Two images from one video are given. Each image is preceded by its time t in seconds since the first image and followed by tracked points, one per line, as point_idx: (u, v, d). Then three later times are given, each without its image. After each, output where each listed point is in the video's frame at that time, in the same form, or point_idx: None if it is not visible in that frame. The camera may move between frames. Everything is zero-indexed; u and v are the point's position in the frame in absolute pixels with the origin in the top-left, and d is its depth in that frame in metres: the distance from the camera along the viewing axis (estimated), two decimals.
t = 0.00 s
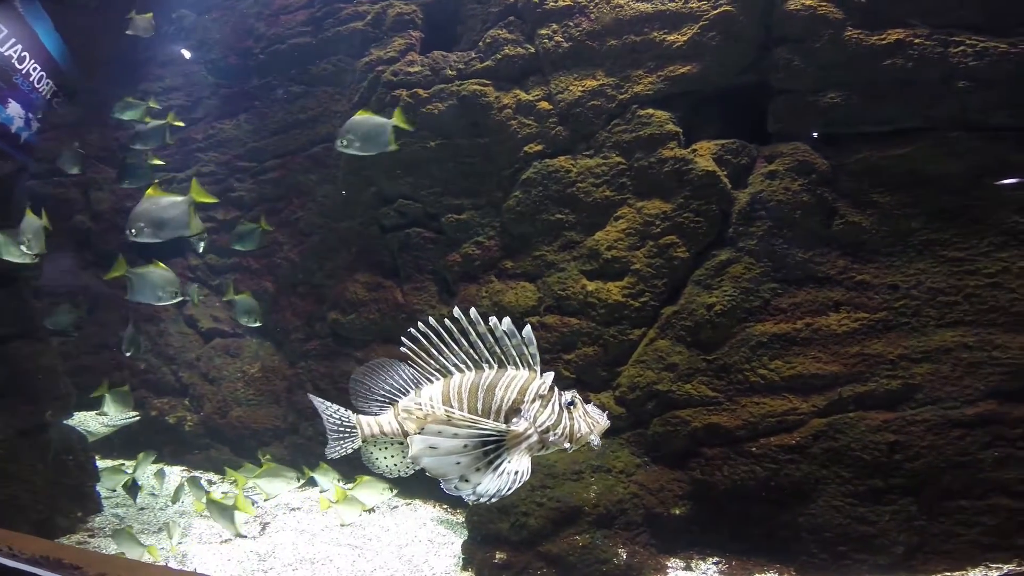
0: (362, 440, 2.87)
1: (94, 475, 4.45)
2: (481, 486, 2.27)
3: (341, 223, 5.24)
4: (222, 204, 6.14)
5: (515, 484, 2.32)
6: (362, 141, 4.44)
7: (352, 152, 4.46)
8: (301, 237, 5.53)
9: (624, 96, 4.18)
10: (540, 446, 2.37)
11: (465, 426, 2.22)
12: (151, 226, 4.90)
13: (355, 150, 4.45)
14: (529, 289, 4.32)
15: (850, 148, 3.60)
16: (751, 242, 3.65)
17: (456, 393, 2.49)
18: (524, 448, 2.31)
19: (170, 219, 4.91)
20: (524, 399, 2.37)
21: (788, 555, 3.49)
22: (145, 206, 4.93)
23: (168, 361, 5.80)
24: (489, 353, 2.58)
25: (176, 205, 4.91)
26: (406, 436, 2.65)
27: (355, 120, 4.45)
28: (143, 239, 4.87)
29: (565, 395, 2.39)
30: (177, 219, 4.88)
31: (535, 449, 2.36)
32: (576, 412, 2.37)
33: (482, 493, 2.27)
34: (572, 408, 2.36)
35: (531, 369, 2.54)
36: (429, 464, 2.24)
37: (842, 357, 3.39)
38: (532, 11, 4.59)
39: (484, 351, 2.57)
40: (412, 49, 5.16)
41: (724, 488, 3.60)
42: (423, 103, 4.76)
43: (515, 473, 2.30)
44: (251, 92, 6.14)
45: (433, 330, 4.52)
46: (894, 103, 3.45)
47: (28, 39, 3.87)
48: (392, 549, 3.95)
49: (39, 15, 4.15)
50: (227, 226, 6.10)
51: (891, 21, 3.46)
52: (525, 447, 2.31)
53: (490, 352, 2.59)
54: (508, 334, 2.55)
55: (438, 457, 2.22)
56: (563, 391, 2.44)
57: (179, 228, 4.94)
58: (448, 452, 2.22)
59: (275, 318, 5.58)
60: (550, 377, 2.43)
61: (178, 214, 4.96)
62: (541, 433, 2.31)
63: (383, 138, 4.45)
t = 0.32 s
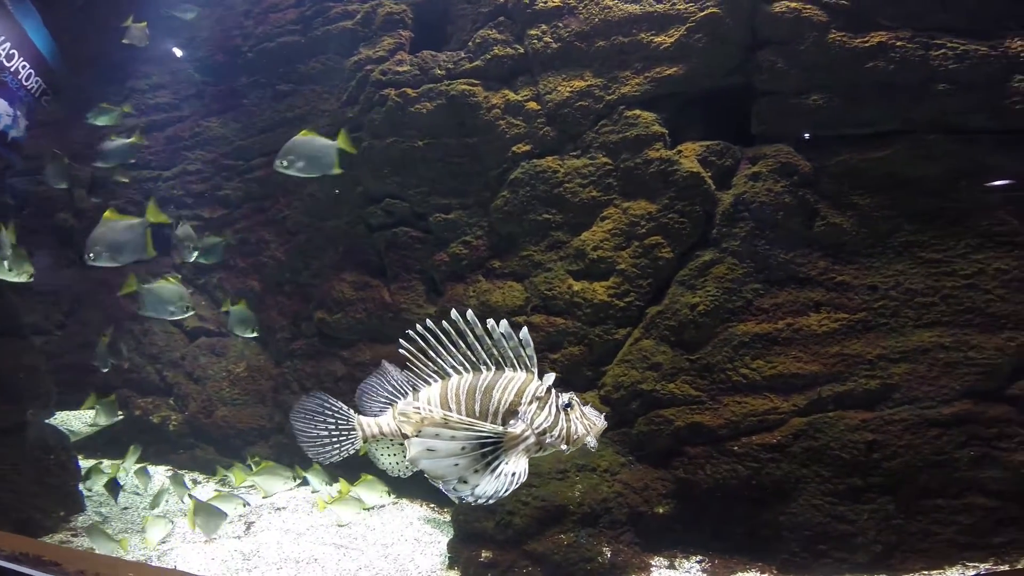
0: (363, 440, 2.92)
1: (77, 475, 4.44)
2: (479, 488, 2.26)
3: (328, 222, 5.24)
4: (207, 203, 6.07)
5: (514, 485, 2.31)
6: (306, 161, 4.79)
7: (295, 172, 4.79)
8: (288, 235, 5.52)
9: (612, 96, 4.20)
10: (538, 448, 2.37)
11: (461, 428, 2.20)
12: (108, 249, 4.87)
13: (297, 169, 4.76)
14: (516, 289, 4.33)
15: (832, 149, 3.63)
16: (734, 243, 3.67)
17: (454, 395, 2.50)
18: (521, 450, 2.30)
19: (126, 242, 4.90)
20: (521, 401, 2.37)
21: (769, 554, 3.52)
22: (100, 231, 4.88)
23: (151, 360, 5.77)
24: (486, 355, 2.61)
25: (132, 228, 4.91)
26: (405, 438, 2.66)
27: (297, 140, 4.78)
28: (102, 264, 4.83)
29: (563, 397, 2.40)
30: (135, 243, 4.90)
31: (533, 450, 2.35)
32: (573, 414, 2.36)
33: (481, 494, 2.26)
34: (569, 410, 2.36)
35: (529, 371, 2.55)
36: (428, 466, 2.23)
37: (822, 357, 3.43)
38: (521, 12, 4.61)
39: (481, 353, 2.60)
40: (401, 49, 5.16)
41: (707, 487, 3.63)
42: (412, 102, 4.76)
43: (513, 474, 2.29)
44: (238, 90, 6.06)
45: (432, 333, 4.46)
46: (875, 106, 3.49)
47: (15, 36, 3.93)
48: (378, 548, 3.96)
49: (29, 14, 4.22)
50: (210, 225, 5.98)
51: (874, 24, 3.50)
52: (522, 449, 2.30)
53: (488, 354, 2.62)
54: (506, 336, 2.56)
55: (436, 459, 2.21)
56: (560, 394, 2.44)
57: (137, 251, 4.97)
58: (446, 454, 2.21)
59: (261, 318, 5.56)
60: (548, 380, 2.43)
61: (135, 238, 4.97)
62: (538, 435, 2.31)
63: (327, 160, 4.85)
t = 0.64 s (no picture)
0: (361, 441, 2.97)
1: (57, 474, 4.42)
2: (477, 489, 2.20)
3: (317, 221, 5.24)
4: (193, 200, 6.02)
5: (511, 486, 2.26)
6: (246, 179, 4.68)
7: (235, 190, 4.67)
8: (275, 234, 5.51)
9: (600, 98, 4.23)
10: (535, 448, 2.34)
11: (459, 429, 2.13)
12: (69, 270, 4.71)
13: (237, 185, 4.65)
14: (504, 288, 4.33)
15: (814, 152, 3.66)
16: (718, 244, 3.70)
17: (450, 397, 2.51)
18: (519, 450, 2.25)
19: (88, 263, 4.73)
20: (518, 402, 2.37)
21: (751, 553, 3.54)
22: (62, 250, 4.72)
23: (136, 359, 5.75)
24: (482, 357, 2.62)
25: (94, 248, 4.75)
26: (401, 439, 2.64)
27: (241, 157, 4.68)
28: (63, 284, 4.66)
29: (559, 398, 2.42)
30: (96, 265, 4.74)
31: (530, 451, 2.32)
32: (569, 414, 2.40)
33: (478, 496, 2.20)
34: (566, 411, 2.39)
35: (524, 372, 2.57)
36: (424, 468, 2.17)
37: (802, 357, 3.46)
38: (512, 12, 4.62)
39: (477, 355, 2.60)
40: (391, 48, 5.16)
41: (690, 486, 3.65)
42: (401, 101, 4.75)
43: (510, 475, 2.24)
44: (226, 88, 6.03)
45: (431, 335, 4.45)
46: (857, 109, 3.53)
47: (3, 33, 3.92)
48: (363, 547, 3.97)
49: (19, 10, 4.20)
50: (197, 223, 5.95)
51: (858, 27, 3.53)
52: (520, 449, 2.26)
53: (484, 356, 2.63)
54: (502, 338, 2.57)
55: (432, 461, 2.15)
56: (556, 394, 2.47)
57: (99, 271, 4.80)
58: (443, 455, 2.16)
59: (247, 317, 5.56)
60: (545, 381, 2.45)
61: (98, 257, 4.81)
62: (535, 435, 2.29)
63: (270, 175, 4.69)
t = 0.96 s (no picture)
0: (351, 448, 2.86)
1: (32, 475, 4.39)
2: (472, 490, 2.26)
3: (300, 220, 5.23)
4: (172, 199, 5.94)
5: (506, 486, 2.32)
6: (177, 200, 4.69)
7: (167, 210, 4.70)
8: (256, 232, 5.50)
9: (584, 98, 4.24)
10: (528, 449, 2.38)
11: (451, 431, 2.20)
12: (24, 293, 4.56)
13: (167, 207, 4.66)
14: (487, 287, 4.33)
15: (792, 153, 3.70)
16: (697, 245, 3.72)
17: (443, 399, 2.48)
18: (512, 452, 2.30)
19: (42, 287, 4.64)
20: (510, 403, 2.39)
21: (729, 551, 3.58)
22: (13, 272, 4.57)
23: (114, 358, 5.71)
24: (474, 358, 2.61)
25: (49, 270, 4.69)
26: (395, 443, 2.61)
27: (172, 176, 4.69)
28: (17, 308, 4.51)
29: (551, 398, 2.42)
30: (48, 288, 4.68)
31: (523, 451, 2.37)
32: (561, 415, 2.39)
33: (473, 496, 2.26)
34: (557, 412, 2.39)
35: (517, 374, 2.57)
36: (419, 469, 2.25)
37: (778, 357, 3.50)
38: (498, 12, 4.61)
39: (469, 357, 2.59)
40: (376, 47, 5.15)
41: (669, 484, 3.68)
42: (385, 100, 4.73)
43: (504, 476, 2.30)
44: (208, 85, 5.96)
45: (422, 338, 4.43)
46: (834, 111, 3.57)
47: None
48: (345, 547, 3.96)
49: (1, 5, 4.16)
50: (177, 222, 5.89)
51: (836, 30, 3.57)
52: (513, 451, 2.30)
53: (476, 357, 2.62)
54: (493, 340, 2.55)
55: (426, 462, 2.23)
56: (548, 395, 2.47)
57: (52, 295, 4.74)
58: (436, 457, 2.22)
59: (229, 316, 5.53)
60: (536, 381, 2.46)
61: (51, 280, 4.73)
62: (528, 437, 2.31)
63: (204, 197, 4.75)
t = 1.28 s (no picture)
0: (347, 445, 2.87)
1: (11, 473, 4.38)
2: (466, 486, 2.23)
3: (285, 217, 5.22)
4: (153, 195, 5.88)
5: (499, 482, 2.29)
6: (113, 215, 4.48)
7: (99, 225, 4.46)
8: (240, 229, 5.49)
9: (569, 96, 4.25)
10: (521, 445, 2.32)
11: (446, 427, 2.15)
12: None
13: (100, 223, 4.43)
14: (472, 284, 4.34)
15: (771, 153, 3.73)
16: (677, 243, 3.75)
17: (436, 396, 2.45)
18: (506, 447, 2.27)
19: None
20: (504, 400, 2.35)
21: (708, 546, 3.62)
22: None
23: (95, 355, 5.68)
24: (467, 355, 2.62)
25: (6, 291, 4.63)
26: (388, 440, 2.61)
27: (105, 192, 4.48)
28: None
29: (543, 395, 2.37)
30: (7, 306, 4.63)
31: (516, 447, 2.33)
32: (554, 412, 2.34)
33: (467, 492, 2.22)
34: (550, 408, 2.34)
35: (509, 370, 2.56)
36: (412, 466, 2.18)
37: (756, 354, 3.55)
38: (485, 9, 4.61)
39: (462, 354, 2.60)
40: (362, 44, 5.13)
41: (649, 480, 3.72)
42: (371, 96, 4.74)
43: (498, 472, 2.27)
44: (193, 81, 5.91)
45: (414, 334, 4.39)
46: (813, 111, 3.62)
47: None
48: (328, 543, 3.98)
49: None
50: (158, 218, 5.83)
51: (817, 31, 3.61)
52: (506, 447, 2.28)
53: (469, 354, 2.62)
54: (486, 337, 2.56)
55: (421, 459, 2.15)
56: (541, 391, 2.42)
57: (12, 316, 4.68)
58: (431, 454, 2.15)
59: (212, 313, 5.50)
60: (529, 377, 2.42)
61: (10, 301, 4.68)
62: (521, 433, 2.27)
63: (138, 213, 4.54)
